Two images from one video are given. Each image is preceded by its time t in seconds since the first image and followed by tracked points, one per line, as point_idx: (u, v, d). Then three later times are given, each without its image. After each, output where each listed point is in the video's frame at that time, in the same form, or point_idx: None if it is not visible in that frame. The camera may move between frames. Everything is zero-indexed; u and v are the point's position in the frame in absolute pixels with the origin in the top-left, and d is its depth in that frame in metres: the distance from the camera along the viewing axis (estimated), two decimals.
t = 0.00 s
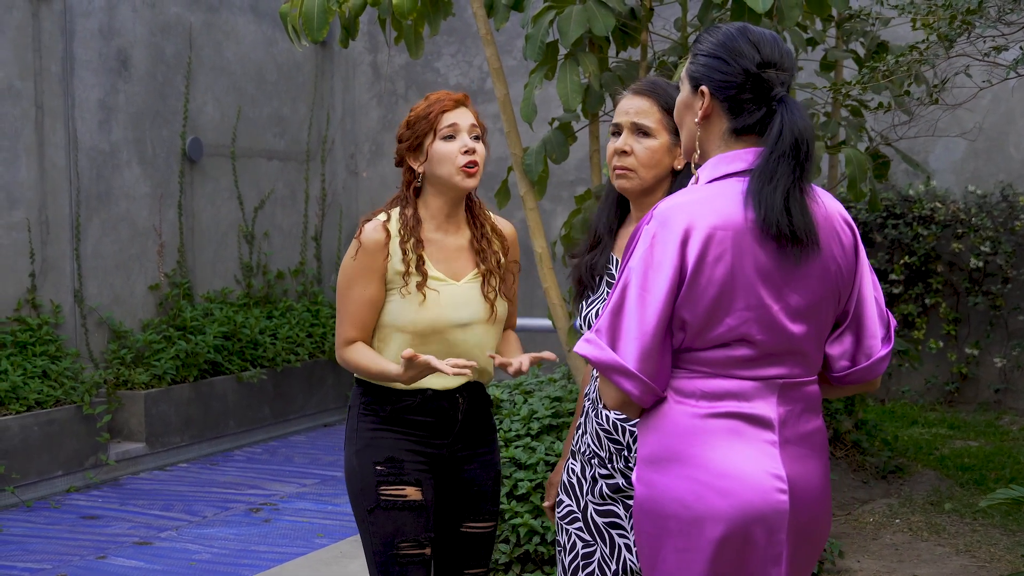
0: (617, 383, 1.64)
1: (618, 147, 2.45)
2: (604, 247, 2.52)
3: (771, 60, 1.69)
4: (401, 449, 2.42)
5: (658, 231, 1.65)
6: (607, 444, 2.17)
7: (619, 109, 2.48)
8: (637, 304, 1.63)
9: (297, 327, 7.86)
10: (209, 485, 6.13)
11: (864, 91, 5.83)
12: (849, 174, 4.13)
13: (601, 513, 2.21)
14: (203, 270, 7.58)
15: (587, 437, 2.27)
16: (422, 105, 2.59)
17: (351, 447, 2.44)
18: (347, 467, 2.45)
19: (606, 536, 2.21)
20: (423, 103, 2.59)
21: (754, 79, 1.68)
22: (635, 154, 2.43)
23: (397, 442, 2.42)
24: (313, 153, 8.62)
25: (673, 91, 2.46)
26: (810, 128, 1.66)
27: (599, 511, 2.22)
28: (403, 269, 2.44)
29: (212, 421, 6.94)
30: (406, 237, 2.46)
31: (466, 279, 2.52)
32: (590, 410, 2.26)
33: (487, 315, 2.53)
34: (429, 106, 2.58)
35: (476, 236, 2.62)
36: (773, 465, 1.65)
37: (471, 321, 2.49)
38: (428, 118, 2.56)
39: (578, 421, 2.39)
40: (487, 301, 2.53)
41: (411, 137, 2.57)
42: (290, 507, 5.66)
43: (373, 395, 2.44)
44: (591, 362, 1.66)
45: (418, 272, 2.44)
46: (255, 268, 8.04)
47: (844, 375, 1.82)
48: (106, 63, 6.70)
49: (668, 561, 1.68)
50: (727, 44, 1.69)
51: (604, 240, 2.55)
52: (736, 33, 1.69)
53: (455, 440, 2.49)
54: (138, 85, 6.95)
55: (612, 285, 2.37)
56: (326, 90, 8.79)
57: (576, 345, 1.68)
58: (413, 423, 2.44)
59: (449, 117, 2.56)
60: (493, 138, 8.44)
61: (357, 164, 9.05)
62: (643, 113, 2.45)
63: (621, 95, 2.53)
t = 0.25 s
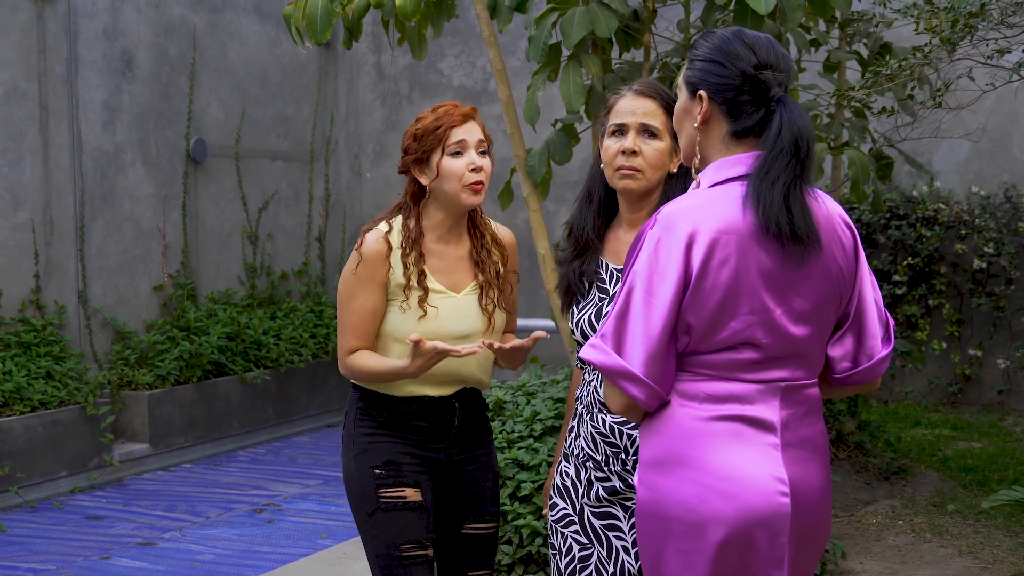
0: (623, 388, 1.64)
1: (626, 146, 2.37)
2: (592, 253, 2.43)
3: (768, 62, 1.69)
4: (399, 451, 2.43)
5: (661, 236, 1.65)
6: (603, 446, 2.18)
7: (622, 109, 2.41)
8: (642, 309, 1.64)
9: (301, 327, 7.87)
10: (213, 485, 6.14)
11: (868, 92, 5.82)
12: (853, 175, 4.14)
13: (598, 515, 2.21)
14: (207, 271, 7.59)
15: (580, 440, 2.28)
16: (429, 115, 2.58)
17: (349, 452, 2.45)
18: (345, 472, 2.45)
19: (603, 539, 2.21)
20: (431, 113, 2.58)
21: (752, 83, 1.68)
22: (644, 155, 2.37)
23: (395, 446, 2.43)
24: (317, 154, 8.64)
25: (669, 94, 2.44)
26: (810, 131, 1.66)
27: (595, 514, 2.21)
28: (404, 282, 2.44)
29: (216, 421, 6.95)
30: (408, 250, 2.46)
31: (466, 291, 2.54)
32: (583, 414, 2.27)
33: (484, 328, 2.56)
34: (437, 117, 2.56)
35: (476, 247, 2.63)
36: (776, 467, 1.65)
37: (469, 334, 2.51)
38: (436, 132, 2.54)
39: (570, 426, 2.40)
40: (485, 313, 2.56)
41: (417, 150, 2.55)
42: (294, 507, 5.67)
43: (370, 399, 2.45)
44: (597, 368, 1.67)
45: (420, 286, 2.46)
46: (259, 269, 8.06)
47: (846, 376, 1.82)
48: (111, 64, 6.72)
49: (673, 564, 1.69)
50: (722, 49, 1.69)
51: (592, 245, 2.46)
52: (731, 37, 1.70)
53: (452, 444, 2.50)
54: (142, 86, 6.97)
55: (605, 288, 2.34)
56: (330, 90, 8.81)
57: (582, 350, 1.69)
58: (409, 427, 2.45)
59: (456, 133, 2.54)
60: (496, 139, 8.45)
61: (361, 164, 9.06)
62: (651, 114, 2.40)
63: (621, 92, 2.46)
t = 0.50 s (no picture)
0: (625, 389, 1.64)
1: (620, 149, 2.33)
2: (586, 256, 2.42)
3: (771, 63, 1.69)
4: (398, 453, 2.43)
5: (663, 237, 1.65)
6: (605, 448, 2.18)
7: (612, 111, 2.37)
8: (644, 310, 1.64)
9: (303, 327, 7.87)
10: (214, 484, 6.15)
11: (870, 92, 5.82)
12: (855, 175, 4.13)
13: (599, 517, 2.20)
14: (209, 270, 7.60)
15: (577, 443, 2.27)
16: (426, 111, 2.55)
17: (349, 452, 2.45)
18: (344, 472, 2.46)
19: (604, 541, 2.20)
20: (428, 109, 2.55)
21: (755, 84, 1.68)
22: (639, 157, 2.35)
23: (394, 447, 2.43)
24: (319, 154, 8.64)
25: (656, 93, 2.41)
26: (812, 132, 1.66)
27: (596, 516, 2.21)
28: (400, 277, 2.43)
29: (218, 420, 6.96)
30: (402, 244, 2.46)
31: (461, 284, 2.53)
32: (580, 416, 2.27)
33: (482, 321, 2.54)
34: (434, 114, 2.54)
35: (470, 240, 2.63)
36: (779, 469, 1.65)
37: (465, 327, 2.50)
38: (432, 130, 2.52)
39: (564, 428, 2.40)
40: (481, 305, 2.54)
41: (411, 146, 2.53)
42: (296, 507, 5.67)
43: (370, 400, 2.44)
44: (598, 369, 1.67)
45: (416, 280, 2.44)
46: (261, 268, 8.06)
47: (847, 377, 1.82)
48: (113, 63, 6.72)
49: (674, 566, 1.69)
50: (726, 49, 1.69)
51: (585, 247, 2.44)
52: (735, 37, 1.70)
53: (451, 445, 2.49)
54: (144, 86, 6.97)
55: (602, 291, 2.34)
56: (332, 90, 8.81)
57: (583, 352, 1.69)
58: (408, 428, 2.44)
59: (452, 132, 2.52)
60: (498, 138, 8.46)
61: (363, 164, 9.05)
62: (641, 115, 2.36)
63: (609, 93, 2.42)
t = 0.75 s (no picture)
0: (624, 390, 1.64)
1: (617, 150, 2.32)
2: (584, 256, 2.40)
3: (772, 62, 1.68)
4: (394, 456, 2.42)
5: (663, 237, 1.65)
6: (610, 449, 2.17)
7: (605, 111, 2.36)
8: (644, 310, 1.63)
9: (303, 326, 7.86)
10: (214, 484, 6.14)
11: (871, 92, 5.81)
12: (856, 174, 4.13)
13: (603, 518, 2.20)
14: (209, 270, 7.59)
15: (578, 443, 2.26)
16: (403, 102, 2.56)
17: (343, 453, 2.44)
18: (337, 472, 2.45)
19: (608, 542, 2.21)
20: (405, 100, 2.56)
21: (756, 83, 1.67)
22: (635, 157, 2.34)
23: (389, 450, 2.42)
24: (319, 154, 8.64)
25: (648, 91, 2.41)
26: (813, 131, 1.66)
27: (600, 517, 2.21)
28: (389, 261, 2.43)
29: (217, 421, 6.96)
30: (390, 229, 2.46)
31: (451, 268, 2.53)
32: (581, 417, 2.26)
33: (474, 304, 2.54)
34: (411, 104, 2.55)
35: (456, 227, 2.63)
36: (780, 470, 1.65)
37: (457, 310, 2.50)
38: (410, 119, 2.53)
39: (559, 429, 2.38)
40: (472, 289, 2.54)
41: (390, 137, 2.55)
42: (295, 507, 5.66)
43: (367, 401, 2.43)
44: (598, 370, 1.66)
45: (404, 263, 2.44)
46: (261, 268, 8.06)
47: (847, 378, 1.81)
48: (113, 63, 6.71)
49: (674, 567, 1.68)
50: (727, 48, 1.69)
51: (582, 248, 2.43)
52: (735, 36, 1.69)
53: (446, 448, 2.49)
54: (144, 85, 6.96)
55: (603, 291, 2.34)
56: (332, 90, 8.81)
57: (583, 352, 1.69)
58: (404, 430, 2.43)
59: (431, 119, 2.53)
60: (498, 138, 8.46)
61: (363, 164, 9.03)
62: (636, 114, 2.36)
63: (599, 94, 2.41)
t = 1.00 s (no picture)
0: (628, 392, 1.64)
1: (619, 151, 2.32)
2: (586, 257, 2.40)
3: (774, 62, 1.68)
4: (392, 458, 2.41)
5: (666, 239, 1.64)
6: (615, 450, 2.16)
7: (606, 113, 2.36)
8: (648, 312, 1.63)
9: (303, 327, 7.86)
10: (215, 485, 6.14)
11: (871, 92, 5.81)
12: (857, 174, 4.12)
13: (607, 518, 2.20)
14: (209, 271, 7.59)
15: (582, 444, 2.26)
16: (395, 101, 2.56)
17: (339, 455, 2.43)
18: (334, 475, 2.44)
19: (613, 543, 2.20)
20: (397, 99, 2.56)
21: (758, 83, 1.67)
22: (637, 157, 2.33)
23: (387, 452, 2.41)
24: (319, 154, 8.64)
25: (648, 91, 2.40)
26: (816, 132, 1.66)
27: (604, 517, 2.21)
28: (384, 258, 2.44)
29: (218, 421, 6.95)
30: (384, 228, 2.46)
31: (446, 267, 2.53)
32: (585, 418, 2.26)
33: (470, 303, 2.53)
34: (404, 104, 2.54)
35: (452, 225, 2.62)
36: (783, 472, 1.64)
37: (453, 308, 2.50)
38: (402, 118, 2.53)
39: (563, 430, 2.38)
40: (467, 286, 2.54)
41: (384, 136, 2.55)
42: (296, 508, 5.66)
43: (365, 403, 2.43)
44: (601, 372, 1.66)
45: (399, 261, 2.45)
46: (261, 269, 8.05)
47: (849, 380, 1.81)
48: (113, 64, 6.71)
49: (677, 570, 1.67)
50: (730, 48, 1.69)
51: (584, 249, 2.42)
52: (737, 37, 1.69)
53: (443, 450, 2.49)
54: (144, 86, 6.96)
55: (607, 291, 2.33)
56: (332, 90, 8.81)
57: (586, 354, 1.68)
58: (402, 432, 2.43)
59: (423, 118, 2.53)
60: (499, 139, 8.46)
61: (363, 165, 9.02)
62: (637, 114, 2.35)
63: (600, 95, 2.41)
